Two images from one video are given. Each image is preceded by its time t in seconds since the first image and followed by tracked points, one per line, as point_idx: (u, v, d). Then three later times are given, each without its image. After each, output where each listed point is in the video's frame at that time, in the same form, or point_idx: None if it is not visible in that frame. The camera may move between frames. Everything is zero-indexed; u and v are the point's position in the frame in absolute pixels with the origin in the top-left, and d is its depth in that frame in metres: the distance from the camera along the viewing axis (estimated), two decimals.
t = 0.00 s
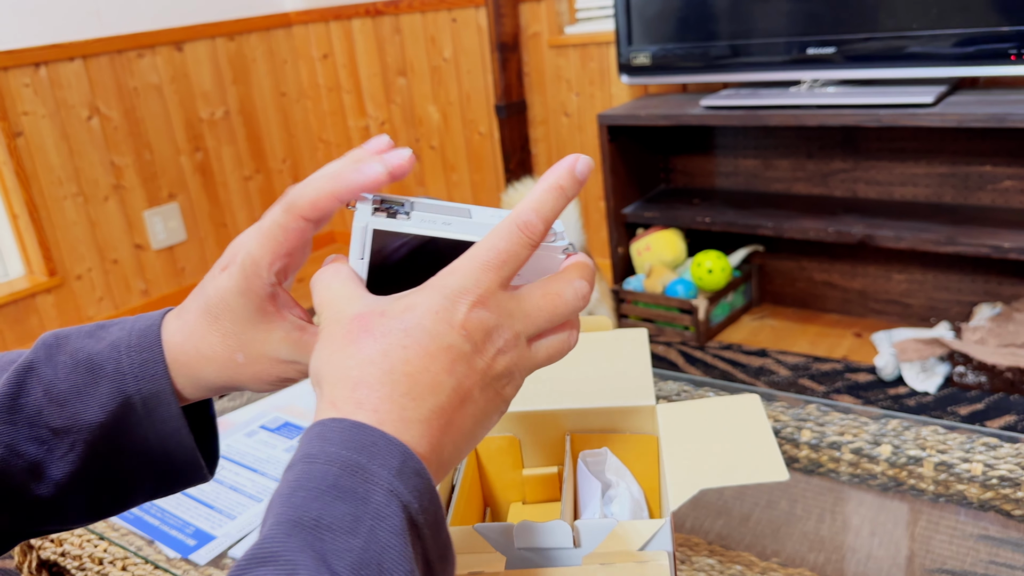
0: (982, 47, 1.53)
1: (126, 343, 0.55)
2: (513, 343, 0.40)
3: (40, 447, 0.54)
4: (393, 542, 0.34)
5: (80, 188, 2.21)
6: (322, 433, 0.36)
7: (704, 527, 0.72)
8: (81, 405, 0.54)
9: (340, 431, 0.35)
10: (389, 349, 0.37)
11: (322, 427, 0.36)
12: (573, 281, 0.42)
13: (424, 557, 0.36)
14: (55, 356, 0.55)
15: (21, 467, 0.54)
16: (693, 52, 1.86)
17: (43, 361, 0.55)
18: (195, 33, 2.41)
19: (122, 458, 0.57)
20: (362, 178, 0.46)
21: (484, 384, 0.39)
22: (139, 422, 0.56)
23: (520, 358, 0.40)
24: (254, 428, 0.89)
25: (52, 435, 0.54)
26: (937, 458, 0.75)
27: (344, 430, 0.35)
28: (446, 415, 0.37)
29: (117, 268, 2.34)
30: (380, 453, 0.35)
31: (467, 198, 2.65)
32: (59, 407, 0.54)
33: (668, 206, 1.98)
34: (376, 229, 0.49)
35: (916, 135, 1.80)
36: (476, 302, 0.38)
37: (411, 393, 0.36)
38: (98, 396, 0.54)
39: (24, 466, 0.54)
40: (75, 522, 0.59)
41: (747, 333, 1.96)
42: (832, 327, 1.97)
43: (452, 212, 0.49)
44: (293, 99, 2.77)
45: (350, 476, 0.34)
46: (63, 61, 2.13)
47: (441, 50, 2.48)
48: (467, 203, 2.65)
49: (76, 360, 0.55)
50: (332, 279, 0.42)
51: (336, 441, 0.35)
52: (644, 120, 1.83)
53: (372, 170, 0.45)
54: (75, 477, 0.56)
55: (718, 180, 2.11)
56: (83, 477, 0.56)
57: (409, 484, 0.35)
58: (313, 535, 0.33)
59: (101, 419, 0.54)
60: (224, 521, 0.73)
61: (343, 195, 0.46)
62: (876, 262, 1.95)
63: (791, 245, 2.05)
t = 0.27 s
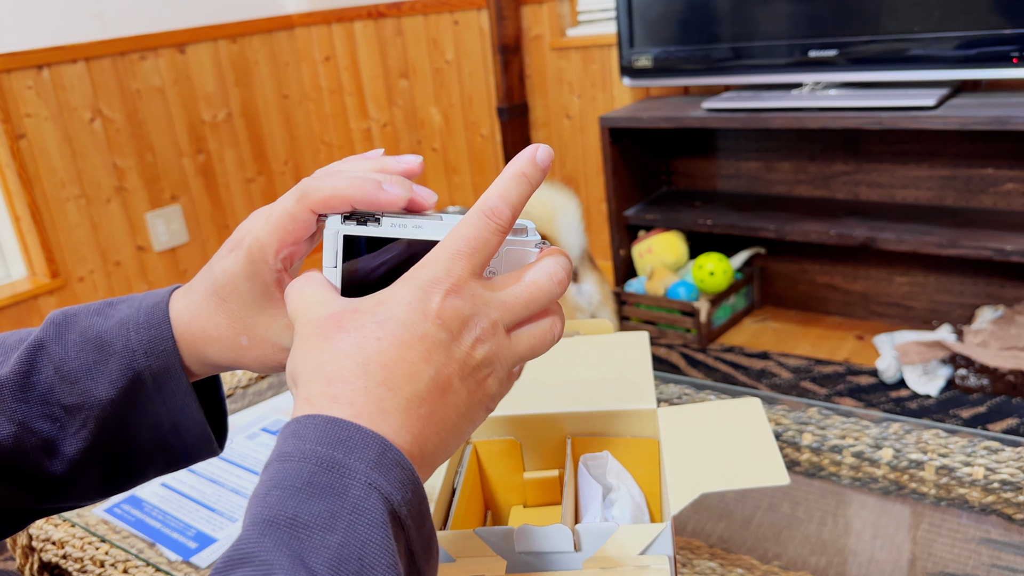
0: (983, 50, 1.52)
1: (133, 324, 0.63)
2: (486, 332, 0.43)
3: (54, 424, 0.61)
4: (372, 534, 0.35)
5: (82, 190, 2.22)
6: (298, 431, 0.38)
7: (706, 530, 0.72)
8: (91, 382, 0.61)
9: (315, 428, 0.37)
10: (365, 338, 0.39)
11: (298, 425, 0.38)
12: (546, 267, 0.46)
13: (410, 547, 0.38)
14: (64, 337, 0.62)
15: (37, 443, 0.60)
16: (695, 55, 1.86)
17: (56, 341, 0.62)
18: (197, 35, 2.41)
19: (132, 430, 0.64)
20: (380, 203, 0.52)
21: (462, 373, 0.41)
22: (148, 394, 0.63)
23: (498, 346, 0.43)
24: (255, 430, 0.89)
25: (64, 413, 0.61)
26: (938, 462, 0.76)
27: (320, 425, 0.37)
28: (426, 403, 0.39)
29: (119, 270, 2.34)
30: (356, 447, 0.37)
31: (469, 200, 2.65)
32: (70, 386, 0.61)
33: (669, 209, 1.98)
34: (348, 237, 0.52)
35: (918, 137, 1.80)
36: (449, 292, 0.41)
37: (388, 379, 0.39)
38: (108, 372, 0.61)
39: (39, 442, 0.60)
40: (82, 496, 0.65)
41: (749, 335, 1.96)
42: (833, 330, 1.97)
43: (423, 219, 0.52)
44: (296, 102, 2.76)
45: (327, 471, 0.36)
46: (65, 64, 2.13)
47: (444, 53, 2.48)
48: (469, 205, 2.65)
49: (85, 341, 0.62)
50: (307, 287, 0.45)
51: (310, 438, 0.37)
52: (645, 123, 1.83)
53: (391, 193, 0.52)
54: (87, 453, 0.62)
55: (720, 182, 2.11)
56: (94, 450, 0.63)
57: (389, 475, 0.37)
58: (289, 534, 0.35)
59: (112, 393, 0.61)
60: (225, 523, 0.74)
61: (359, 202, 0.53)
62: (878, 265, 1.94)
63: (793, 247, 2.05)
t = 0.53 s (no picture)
0: (987, 52, 1.52)
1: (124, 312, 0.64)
2: (504, 333, 0.41)
3: (51, 416, 0.61)
4: (390, 556, 0.34)
5: (86, 192, 2.22)
6: (314, 444, 0.36)
7: (709, 533, 0.72)
8: (85, 372, 0.62)
9: (331, 440, 0.36)
10: (381, 346, 0.38)
11: (314, 437, 0.37)
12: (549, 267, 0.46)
13: (428, 565, 0.37)
14: (58, 330, 0.63)
15: (36, 438, 0.60)
16: (698, 57, 1.86)
17: (50, 334, 0.63)
18: (201, 37, 2.41)
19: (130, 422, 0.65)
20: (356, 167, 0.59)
21: (483, 376, 0.40)
22: (145, 381, 0.64)
23: (515, 348, 0.42)
24: (258, 433, 0.89)
25: (61, 404, 0.61)
26: (943, 466, 0.75)
27: (338, 438, 0.36)
28: (448, 411, 0.38)
29: (122, 272, 2.34)
30: (374, 463, 0.36)
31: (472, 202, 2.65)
32: (66, 377, 0.62)
33: (672, 211, 1.98)
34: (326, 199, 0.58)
35: (921, 140, 1.80)
36: (469, 293, 0.40)
37: (408, 392, 0.37)
38: (102, 360, 0.62)
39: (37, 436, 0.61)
40: (82, 491, 0.65)
41: (752, 338, 1.96)
42: (837, 332, 1.96)
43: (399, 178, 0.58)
44: (299, 103, 2.76)
45: (344, 488, 0.35)
46: (68, 66, 2.13)
47: (447, 55, 2.48)
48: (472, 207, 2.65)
49: (78, 332, 0.63)
50: (325, 277, 0.44)
51: (326, 452, 0.36)
52: (648, 125, 1.83)
53: (370, 157, 0.60)
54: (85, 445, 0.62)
55: (723, 184, 2.11)
56: (93, 443, 0.63)
57: (408, 492, 0.36)
58: (307, 552, 0.34)
59: (106, 381, 0.62)
60: (229, 526, 0.74)
61: (338, 165, 0.60)
62: (881, 267, 1.94)
63: (796, 249, 2.05)
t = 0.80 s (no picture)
0: (989, 53, 1.52)
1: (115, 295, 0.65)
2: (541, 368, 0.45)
3: (43, 400, 0.60)
4: (439, 562, 0.34)
5: (87, 192, 2.22)
6: (370, 440, 0.36)
7: (710, 535, 0.71)
8: (76, 354, 0.62)
9: (388, 438, 0.36)
10: (463, 355, 0.40)
11: (370, 433, 0.37)
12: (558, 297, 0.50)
13: None
14: (49, 316, 0.64)
15: (27, 421, 0.60)
16: (700, 58, 1.86)
17: (41, 321, 0.64)
18: (202, 38, 2.41)
19: (123, 403, 0.65)
20: (360, 157, 0.62)
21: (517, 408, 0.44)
22: (136, 362, 0.64)
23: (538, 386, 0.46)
24: (259, 433, 0.89)
25: (52, 388, 0.61)
26: (946, 467, 0.73)
27: (398, 436, 0.36)
28: (489, 435, 0.41)
29: (123, 272, 2.34)
30: (428, 467, 0.36)
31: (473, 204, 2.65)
32: (56, 360, 0.61)
33: (674, 212, 1.98)
34: (326, 175, 0.62)
35: (923, 141, 1.80)
36: (535, 333, 0.44)
37: (477, 413, 0.40)
38: (93, 341, 0.62)
39: (29, 420, 0.60)
40: (74, 478, 0.64)
41: (754, 339, 1.96)
42: (838, 333, 1.96)
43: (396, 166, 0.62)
44: (299, 104, 2.76)
45: (398, 488, 0.35)
46: (69, 66, 2.13)
47: (448, 55, 2.48)
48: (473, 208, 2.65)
49: (70, 316, 0.64)
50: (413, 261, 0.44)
51: (383, 450, 0.36)
52: (650, 126, 1.83)
53: (369, 149, 0.62)
54: (77, 429, 0.62)
55: (724, 185, 2.11)
56: (84, 427, 0.62)
57: (456, 499, 0.36)
58: (358, 549, 0.33)
59: (98, 362, 0.62)
60: (229, 527, 0.73)
61: (338, 151, 0.63)
62: (883, 269, 1.94)
63: (798, 251, 2.05)
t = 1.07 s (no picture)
0: (990, 54, 1.52)
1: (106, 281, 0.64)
2: (547, 365, 0.47)
3: (35, 389, 0.61)
4: (431, 539, 0.35)
5: (88, 193, 2.22)
6: (364, 420, 0.37)
7: (711, 536, 0.72)
8: (67, 342, 0.62)
9: (383, 415, 0.37)
10: (481, 340, 0.42)
11: (365, 412, 0.38)
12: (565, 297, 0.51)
13: (468, 551, 0.37)
14: (40, 304, 0.64)
15: (20, 410, 0.60)
16: (701, 58, 1.86)
17: (32, 310, 0.63)
18: (203, 38, 2.42)
19: (117, 390, 0.65)
20: (358, 137, 0.65)
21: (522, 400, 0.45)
22: (128, 347, 0.64)
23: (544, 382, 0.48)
24: (259, 433, 0.89)
25: (44, 375, 0.61)
26: (946, 469, 0.73)
27: (395, 413, 0.37)
28: (492, 421, 0.43)
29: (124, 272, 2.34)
30: (423, 443, 0.37)
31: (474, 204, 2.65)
32: (48, 348, 0.61)
33: (674, 212, 1.98)
34: (319, 150, 0.65)
35: (924, 141, 1.79)
36: (549, 331, 0.46)
37: (485, 401, 0.42)
38: (83, 328, 0.62)
39: (22, 408, 0.60)
40: (71, 467, 0.65)
41: (754, 340, 1.95)
42: (839, 334, 1.96)
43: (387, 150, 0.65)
44: (301, 104, 2.77)
45: (392, 465, 0.36)
46: (70, 67, 2.13)
47: (448, 56, 2.48)
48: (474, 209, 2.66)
49: (61, 303, 0.64)
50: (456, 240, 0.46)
51: (377, 428, 0.37)
52: (650, 126, 1.82)
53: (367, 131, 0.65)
54: (70, 417, 0.62)
55: (725, 185, 2.11)
56: (77, 415, 0.63)
57: (451, 475, 0.37)
58: (350, 531, 0.34)
59: (89, 349, 0.62)
60: (228, 527, 0.73)
61: (337, 132, 0.66)
62: (884, 269, 1.94)
63: (799, 251, 2.04)
